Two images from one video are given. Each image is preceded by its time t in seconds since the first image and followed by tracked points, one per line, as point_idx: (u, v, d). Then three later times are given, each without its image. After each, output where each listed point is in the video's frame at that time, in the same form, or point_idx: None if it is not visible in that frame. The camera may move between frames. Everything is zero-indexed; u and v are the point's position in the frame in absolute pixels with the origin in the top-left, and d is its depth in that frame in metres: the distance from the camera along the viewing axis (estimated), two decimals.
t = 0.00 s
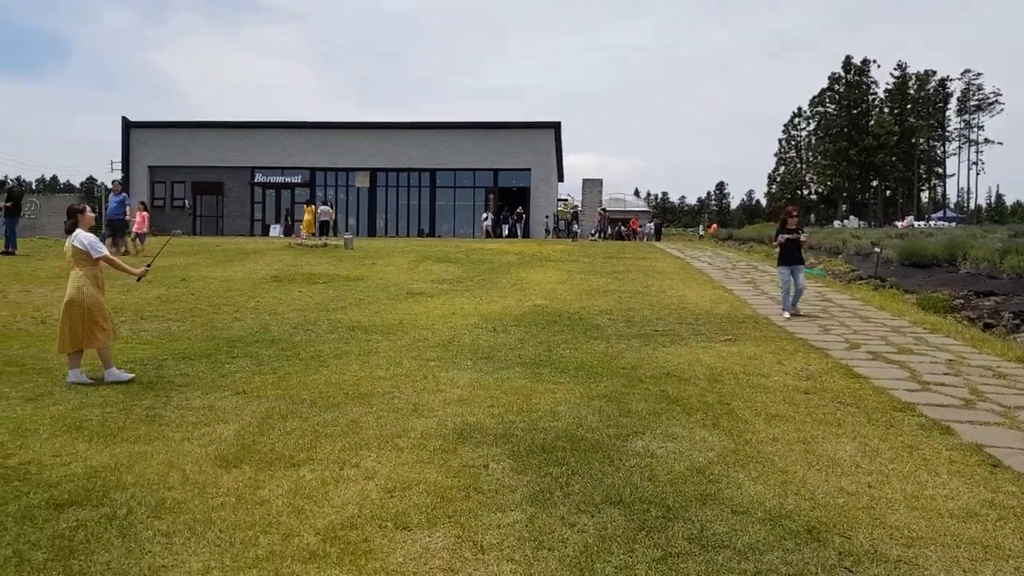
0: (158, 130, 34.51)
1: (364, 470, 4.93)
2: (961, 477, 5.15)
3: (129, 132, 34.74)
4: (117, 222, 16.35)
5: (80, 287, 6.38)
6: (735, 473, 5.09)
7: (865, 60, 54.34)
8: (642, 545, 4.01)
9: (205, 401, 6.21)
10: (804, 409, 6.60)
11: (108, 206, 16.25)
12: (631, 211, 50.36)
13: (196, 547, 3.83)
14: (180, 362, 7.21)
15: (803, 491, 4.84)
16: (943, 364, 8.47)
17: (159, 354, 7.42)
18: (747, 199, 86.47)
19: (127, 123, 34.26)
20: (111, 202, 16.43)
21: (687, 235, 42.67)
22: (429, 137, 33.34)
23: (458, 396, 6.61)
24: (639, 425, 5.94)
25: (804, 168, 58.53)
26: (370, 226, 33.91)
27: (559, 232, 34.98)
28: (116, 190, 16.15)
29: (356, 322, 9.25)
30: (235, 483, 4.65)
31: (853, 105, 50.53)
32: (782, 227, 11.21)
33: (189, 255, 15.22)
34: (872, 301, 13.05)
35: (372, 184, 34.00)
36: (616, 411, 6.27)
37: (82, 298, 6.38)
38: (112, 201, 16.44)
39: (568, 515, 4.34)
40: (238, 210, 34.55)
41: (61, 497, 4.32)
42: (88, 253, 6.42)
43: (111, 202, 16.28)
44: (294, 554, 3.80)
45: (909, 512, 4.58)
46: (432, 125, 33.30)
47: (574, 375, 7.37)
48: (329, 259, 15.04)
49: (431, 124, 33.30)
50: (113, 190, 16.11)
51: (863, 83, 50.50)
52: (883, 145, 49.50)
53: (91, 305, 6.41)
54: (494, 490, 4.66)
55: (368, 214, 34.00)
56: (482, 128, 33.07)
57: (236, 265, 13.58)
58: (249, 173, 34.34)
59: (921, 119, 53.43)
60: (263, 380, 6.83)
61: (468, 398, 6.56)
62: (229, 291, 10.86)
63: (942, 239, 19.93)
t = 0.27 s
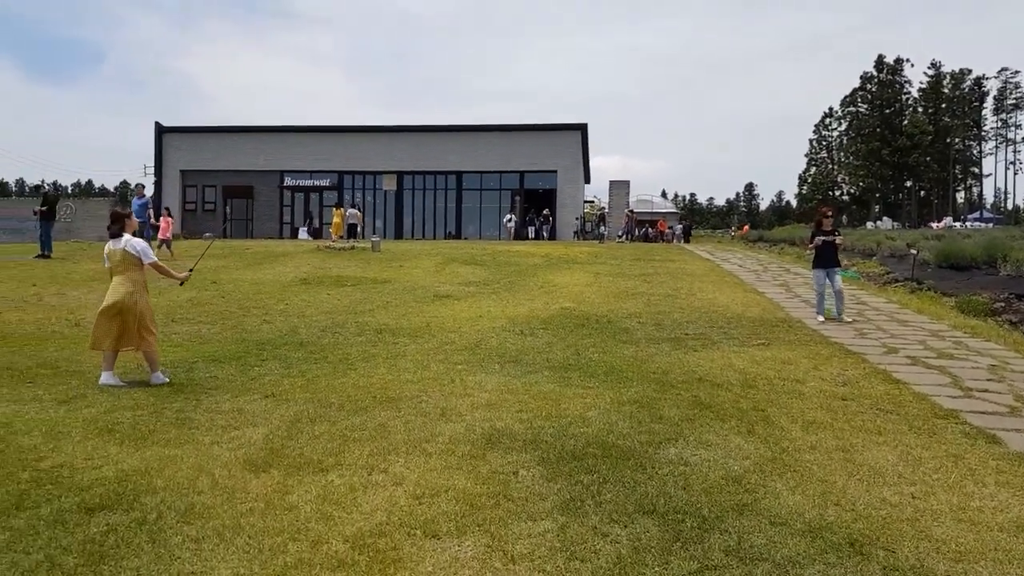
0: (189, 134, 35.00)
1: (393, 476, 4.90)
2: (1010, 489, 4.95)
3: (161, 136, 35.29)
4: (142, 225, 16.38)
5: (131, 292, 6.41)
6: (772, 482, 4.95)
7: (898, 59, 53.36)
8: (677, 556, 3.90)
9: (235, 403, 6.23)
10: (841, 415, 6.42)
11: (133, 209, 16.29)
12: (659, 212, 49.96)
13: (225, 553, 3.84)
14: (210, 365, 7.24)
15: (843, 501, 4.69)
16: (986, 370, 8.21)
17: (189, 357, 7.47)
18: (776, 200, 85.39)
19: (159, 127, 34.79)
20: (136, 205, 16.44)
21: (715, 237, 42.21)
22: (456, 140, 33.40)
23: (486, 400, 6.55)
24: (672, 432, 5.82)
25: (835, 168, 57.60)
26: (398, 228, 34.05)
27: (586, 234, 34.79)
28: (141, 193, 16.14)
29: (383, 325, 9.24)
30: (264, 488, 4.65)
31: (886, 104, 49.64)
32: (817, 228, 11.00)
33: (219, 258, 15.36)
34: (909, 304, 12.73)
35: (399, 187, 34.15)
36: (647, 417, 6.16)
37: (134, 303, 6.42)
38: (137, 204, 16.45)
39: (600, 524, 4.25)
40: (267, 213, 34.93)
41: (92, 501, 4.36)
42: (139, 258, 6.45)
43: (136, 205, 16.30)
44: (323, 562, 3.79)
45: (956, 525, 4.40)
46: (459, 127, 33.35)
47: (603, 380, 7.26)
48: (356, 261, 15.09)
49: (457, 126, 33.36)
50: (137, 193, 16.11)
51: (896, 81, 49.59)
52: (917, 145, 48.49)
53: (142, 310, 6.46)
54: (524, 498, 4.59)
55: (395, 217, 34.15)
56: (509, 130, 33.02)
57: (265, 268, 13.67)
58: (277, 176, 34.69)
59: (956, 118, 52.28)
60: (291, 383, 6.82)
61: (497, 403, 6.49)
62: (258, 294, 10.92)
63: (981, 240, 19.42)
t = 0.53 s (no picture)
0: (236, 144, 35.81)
1: (431, 486, 4.89)
2: None
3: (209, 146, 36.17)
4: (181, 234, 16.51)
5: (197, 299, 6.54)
6: (821, 501, 4.78)
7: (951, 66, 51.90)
8: None
9: (276, 410, 6.28)
10: (893, 433, 6.18)
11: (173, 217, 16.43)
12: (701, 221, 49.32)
13: (264, 561, 3.89)
14: (252, 371, 7.33)
15: (898, 523, 4.50)
16: None
17: (232, 363, 7.58)
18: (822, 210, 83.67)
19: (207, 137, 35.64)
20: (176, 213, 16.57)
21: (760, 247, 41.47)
22: (497, 149, 33.52)
23: (526, 411, 6.49)
24: (716, 447, 5.67)
25: (885, 178, 56.19)
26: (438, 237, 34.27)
27: (627, 243, 34.51)
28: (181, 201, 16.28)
29: (423, 333, 9.25)
30: (303, 496, 4.69)
31: (938, 112, 48.28)
32: (877, 240, 10.55)
33: (263, 265, 15.63)
34: (964, 318, 12.28)
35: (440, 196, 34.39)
36: (690, 432, 6.02)
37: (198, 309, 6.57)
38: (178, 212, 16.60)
39: (642, 541, 4.15)
40: (310, 221, 35.51)
41: (135, 506, 4.46)
42: (203, 267, 6.54)
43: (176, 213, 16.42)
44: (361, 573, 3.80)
45: (1019, 551, 4.18)
46: (500, 136, 33.47)
47: (645, 393, 7.14)
48: (397, 269, 15.19)
49: (498, 136, 33.47)
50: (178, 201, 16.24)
51: (949, 88, 48.21)
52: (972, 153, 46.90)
53: (204, 316, 6.60)
54: (564, 512, 4.52)
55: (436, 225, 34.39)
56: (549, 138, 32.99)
57: (307, 275, 13.85)
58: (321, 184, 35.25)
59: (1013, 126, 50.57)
60: (331, 390, 6.86)
61: (536, 414, 6.42)
62: (301, 301, 11.05)
63: None
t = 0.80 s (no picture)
0: (314, 148, 36.90)
1: (494, 493, 4.86)
2: None
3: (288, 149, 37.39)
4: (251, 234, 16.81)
5: (280, 299, 6.70)
6: (903, 529, 4.51)
7: None
8: None
9: (344, 409, 6.39)
10: (984, 461, 5.79)
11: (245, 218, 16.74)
12: (778, 233, 47.89)
13: (327, 559, 3.94)
14: (322, 370, 7.49)
15: (988, 557, 4.19)
16: None
17: (304, 361, 7.76)
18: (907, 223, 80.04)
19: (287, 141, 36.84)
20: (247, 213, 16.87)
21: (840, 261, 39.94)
22: (568, 155, 33.46)
23: (591, 421, 6.39)
24: (789, 468, 5.44)
25: (977, 191, 53.32)
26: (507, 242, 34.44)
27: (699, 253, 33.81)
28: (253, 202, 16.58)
29: (490, 338, 9.27)
30: (368, 497, 4.74)
31: None
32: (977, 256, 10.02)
33: (337, 266, 16.01)
34: None
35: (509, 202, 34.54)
36: (762, 450, 5.80)
37: (284, 309, 6.73)
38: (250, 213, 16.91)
39: (709, 562, 4.00)
40: (382, 225, 36.25)
41: (207, 498, 4.60)
42: (289, 267, 6.74)
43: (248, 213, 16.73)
44: None
45: None
46: (571, 143, 33.40)
47: (716, 408, 6.93)
48: (466, 274, 15.29)
49: (570, 142, 33.40)
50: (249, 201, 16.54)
51: None
52: None
53: (286, 315, 6.72)
54: (628, 527, 4.41)
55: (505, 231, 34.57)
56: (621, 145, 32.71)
57: (378, 278, 14.09)
58: (394, 188, 35.93)
59: None
60: (398, 392, 6.93)
61: (601, 425, 6.31)
62: (371, 302, 11.24)
63: None
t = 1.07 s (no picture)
0: (366, 144, 37.41)
1: (538, 492, 4.83)
2: None
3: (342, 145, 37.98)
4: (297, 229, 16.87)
5: (334, 294, 6.80)
6: (963, 544, 4.31)
7: None
8: None
9: (391, 403, 6.44)
10: None
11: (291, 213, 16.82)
12: (835, 234, 46.58)
13: (372, 552, 3.98)
14: (371, 364, 7.57)
15: None
16: None
17: (353, 355, 7.86)
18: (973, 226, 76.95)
19: (340, 137, 37.43)
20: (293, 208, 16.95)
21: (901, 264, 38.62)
22: (620, 153, 33.17)
23: (639, 423, 6.31)
24: (842, 476, 5.27)
25: None
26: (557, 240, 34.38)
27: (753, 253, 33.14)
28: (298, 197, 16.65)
29: (537, 336, 9.24)
30: (412, 491, 4.77)
31: None
32: None
33: (387, 261, 16.18)
34: None
35: (559, 199, 34.44)
36: (813, 457, 5.63)
37: (336, 304, 6.83)
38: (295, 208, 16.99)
39: (756, 570, 3.90)
40: (432, 221, 36.56)
41: (255, 487, 4.70)
42: (344, 262, 6.84)
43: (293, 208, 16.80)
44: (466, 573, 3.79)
45: None
46: (623, 141, 33.12)
47: (767, 412, 6.76)
48: (514, 271, 15.28)
49: (621, 140, 33.11)
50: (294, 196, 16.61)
51: None
52: None
53: (338, 309, 6.84)
54: (674, 531, 4.33)
55: (555, 229, 34.51)
56: (673, 143, 32.30)
57: (427, 273, 14.18)
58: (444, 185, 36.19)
59: None
60: (445, 388, 6.96)
61: (649, 427, 6.22)
62: (420, 298, 11.32)
63: None
